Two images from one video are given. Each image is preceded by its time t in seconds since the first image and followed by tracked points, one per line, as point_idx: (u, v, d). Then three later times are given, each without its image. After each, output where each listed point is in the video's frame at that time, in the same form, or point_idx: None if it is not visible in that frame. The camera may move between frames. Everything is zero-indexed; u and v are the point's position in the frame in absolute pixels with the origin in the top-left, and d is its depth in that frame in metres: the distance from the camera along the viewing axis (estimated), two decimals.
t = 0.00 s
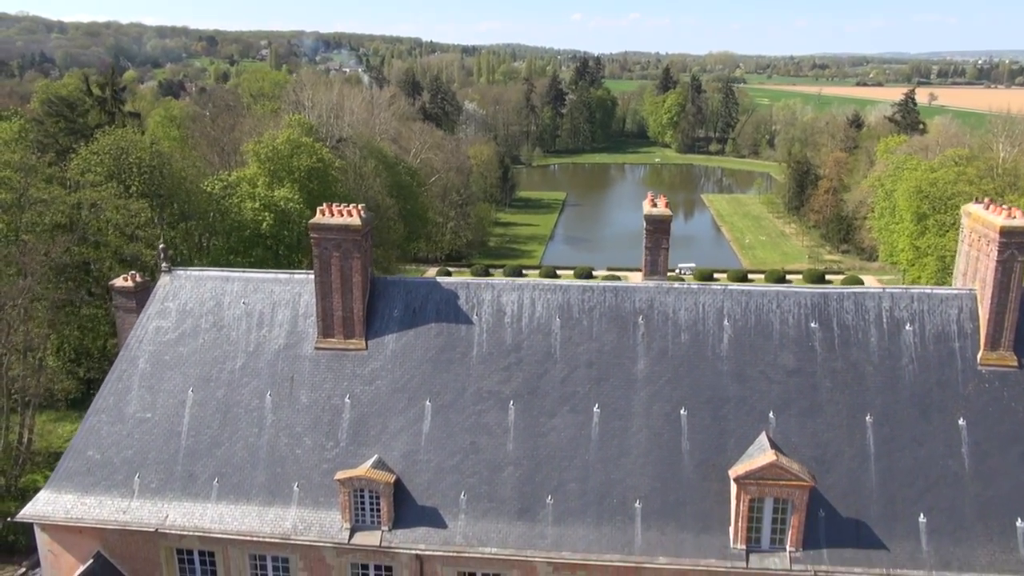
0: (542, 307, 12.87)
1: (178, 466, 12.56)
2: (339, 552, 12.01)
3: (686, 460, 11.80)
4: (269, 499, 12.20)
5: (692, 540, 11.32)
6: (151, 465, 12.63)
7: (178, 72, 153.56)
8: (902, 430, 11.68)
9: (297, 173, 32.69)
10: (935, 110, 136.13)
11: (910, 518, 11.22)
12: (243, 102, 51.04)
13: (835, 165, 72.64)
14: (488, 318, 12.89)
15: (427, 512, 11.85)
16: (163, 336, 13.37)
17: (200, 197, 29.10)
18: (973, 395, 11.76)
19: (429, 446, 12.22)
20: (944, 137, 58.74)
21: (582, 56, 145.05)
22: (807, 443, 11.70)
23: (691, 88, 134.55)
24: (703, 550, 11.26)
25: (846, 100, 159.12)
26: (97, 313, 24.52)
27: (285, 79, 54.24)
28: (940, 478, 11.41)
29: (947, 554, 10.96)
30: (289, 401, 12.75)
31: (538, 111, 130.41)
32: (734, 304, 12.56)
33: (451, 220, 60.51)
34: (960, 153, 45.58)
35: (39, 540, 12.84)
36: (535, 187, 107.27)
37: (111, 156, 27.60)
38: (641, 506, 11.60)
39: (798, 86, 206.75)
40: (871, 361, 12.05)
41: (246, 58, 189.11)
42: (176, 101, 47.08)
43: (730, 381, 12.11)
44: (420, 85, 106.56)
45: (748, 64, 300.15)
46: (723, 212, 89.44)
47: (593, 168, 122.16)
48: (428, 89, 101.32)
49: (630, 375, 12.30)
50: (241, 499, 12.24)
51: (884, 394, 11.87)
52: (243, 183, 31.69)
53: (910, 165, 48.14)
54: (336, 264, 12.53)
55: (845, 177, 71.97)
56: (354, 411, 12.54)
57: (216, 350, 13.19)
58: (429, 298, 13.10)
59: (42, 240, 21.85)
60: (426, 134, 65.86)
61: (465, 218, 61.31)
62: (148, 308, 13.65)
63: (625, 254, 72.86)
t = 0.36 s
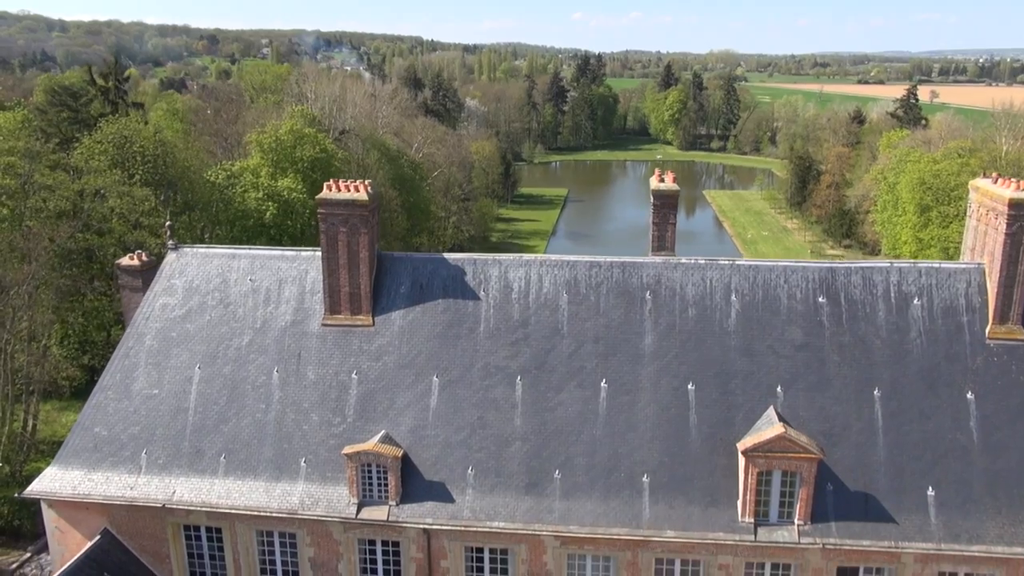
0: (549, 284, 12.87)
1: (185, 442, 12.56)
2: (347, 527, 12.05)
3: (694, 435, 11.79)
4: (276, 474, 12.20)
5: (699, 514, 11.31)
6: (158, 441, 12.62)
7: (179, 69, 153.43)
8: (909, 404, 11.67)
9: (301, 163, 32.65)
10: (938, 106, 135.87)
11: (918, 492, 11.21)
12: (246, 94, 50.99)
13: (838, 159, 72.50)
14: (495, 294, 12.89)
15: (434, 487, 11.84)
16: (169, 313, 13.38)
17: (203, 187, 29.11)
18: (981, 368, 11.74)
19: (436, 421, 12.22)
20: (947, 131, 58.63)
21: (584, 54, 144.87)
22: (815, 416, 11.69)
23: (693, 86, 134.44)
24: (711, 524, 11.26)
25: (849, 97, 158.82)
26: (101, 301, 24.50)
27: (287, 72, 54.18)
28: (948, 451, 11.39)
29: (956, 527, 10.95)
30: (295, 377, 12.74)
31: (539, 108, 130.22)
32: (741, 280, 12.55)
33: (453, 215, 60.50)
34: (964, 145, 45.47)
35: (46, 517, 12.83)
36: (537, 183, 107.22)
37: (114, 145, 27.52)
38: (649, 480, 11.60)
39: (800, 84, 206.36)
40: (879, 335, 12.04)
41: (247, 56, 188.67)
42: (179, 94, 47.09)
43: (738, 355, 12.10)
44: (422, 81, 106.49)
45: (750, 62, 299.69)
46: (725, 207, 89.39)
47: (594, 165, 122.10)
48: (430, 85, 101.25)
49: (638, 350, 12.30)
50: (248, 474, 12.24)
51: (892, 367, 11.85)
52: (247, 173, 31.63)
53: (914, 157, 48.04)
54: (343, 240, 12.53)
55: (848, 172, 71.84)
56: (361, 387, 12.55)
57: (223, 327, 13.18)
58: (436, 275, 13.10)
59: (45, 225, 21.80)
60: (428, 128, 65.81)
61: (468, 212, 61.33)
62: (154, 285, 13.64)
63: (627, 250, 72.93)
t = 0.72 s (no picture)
0: (555, 260, 12.87)
1: (191, 418, 12.54)
2: (354, 503, 12.06)
3: (701, 409, 11.77)
4: (283, 450, 12.18)
5: (707, 488, 11.30)
6: (164, 418, 12.60)
7: (179, 66, 153.24)
8: (917, 378, 11.65)
9: (303, 154, 32.55)
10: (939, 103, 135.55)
11: (926, 465, 11.20)
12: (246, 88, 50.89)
13: (839, 154, 72.42)
14: (501, 270, 12.90)
15: (441, 463, 11.82)
16: (175, 291, 13.40)
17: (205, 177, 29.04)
18: (989, 342, 11.73)
19: (443, 397, 12.21)
20: (949, 126, 58.55)
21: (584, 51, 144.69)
22: (822, 391, 11.68)
23: (693, 83, 134.31)
24: (719, 498, 11.23)
25: (850, 94, 158.51)
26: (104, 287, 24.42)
27: (288, 65, 54.07)
28: (956, 425, 11.37)
29: (964, 500, 10.93)
30: (302, 353, 12.74)
31: (539, 105, 130.04)
32: (748, 255, 12.54)
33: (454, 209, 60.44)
34: (966, 137, 45.46)
35: (52, 494, 12.81)
36: (538, 180, 107.14)
37: (117, 134, 27.40)
38: (656, 455, 11.57)
39: (801, 82, 205.90)
40: (886, 310, 12.03)
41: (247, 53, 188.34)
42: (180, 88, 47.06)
43: (745, 330, 12.09)
44: (422, 78, 106.38)
45: (750, 61, 299.27)
46: (726, 203, 89.36)
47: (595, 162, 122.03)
48: (431, 81, 101.14)
49: (645, 326, 12.29)
50: (254, 450, 12.22)
51: (899, 342, 11.84)
52: (249, 163, 31.53)
53: (916, 150, 48.01)
54: (349, 216, 12.54)
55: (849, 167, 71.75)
56: (367, 363, 12.54)
57: (229, 305, 13.19)
58: (442, 252, 13.12)
59: (48, 212, 21.66)
60: (429, 123, 65.70)
61: (469, 207, 61.24)
62: (160, 263, 13.64)
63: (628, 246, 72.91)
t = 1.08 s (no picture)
0: (562, 237, 12.91)
1: (198, 395, 12.53)
2: (360, 479, 12.04)
3: (707, 384, 11.75)
4: (289, 426, 12.15)
5: (715, 462, 11.27)
6: (170, 395, 12.59)
7: (178, 63, 152.74)
8: (924, 353, 11.65)
9: (305, 144, 32.51)
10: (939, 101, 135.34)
11: (934, 439, 11.17)
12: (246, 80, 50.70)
13: (840, 150, 72.31)
14: (508, 247, 12.93)
15: (448, 438, 11.79)
16: (182, 269, 13.42)
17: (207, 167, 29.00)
18: (996, 317, 11.73)
19: (450, 373, 12.19)
20: (950, 121, 58.45)
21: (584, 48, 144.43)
22: (829, 365, 11.66)
23: (694, 80, 134.12)
24: (726, 472, 11.20)
25: (850, 92, 158.18)
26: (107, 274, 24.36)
27: (289, 59, 53.91)
28: (964, 399, 11.36)
29: (972, 473, 10.92)
30: (308, 330, 12.74)
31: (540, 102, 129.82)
32: (755, 232, 12.59)
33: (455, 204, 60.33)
34: (967, 131, 45.44)
35: (57, 472, 12.78)
36: (538, 177, 106.96)
37: (118, 123, 27.33)
38: (663, 430, 11.54)
39: (800, 80, 205.44)
40: (893, 285, 12.05)
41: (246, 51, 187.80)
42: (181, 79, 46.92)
43: (751, 306, 12.10)
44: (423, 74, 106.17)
45: (750, 59, 298.73)
46: (726, 200, 89.29)
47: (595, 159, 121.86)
48: (431, 78, 100.93)
49: (652, 302, 12.31)
50: (260, 426, 12.19)
51: (906, 317, 11.85)
52: (251, 153, 31.47)
53: (917, 144, 47.94)
54: (356, 192, 12.56)
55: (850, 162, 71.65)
56: (374, 340, 12.54)
57: (236, 282, 13.21)
58: (448, 229, 13.17)
59: (51, 198, 21.70)
60: (429, 118, 65.51)
61: (470, 202, 61.09)
62: (166, 241, 13.66)
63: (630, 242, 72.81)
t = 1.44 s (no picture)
0: (568, 214, 12.91)
1: (204, 371, 12.50)
2: (367, 456, 12.02)
3: (715, 360, 11.74)
4: (295, 403, 12.13)
5: (722, 438, 11.24)
6: (176, 372, 12.56)
7: (177, 60, 152.16)
8: (932, 329, 11.63)
9: (307, 135, 32.39)
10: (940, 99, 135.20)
11: (942, 415, 11.15)
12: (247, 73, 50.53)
13: (841, 145, 72.18)
14: (515, 224, 12.93)
15: (455, 415, 11.77)
16: (188, 247, 13.41)
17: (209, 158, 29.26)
18: (1004, 293, 11.71)
19: (457, 350, 12.18)
20: (951, 116, 58.34)
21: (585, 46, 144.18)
22: (837, 341, 11.65)
23: (694, 78, 133.91)
24: (734, 447, 11.18)
25: (850, 90, 158.05)
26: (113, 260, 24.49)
27: (289, 51, 53.76)
28: (972, 375, 11.34)
29: (980, 448, 10.90)
30: (315, 308, 12.73)
31: (540, 99, 129.45)
32: (762, 209, 12.59)
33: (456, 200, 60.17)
34: (968, 125, 45.33)
35: (63, 450, 12.76)
36: (538, 174, 106.76)
37: (119, 113, 27.31)
38: (671, 406, 11.52)
39: (800, 79, 205.35)
40: (901, 261, 12.04)
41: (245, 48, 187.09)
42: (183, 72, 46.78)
43: (759, 282, 12.09)
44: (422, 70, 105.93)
45: (750, 59, 298.50)
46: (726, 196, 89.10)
47: (595, 156, 121.64)
48: (431, 75, 100.80)
49: (658, 278, 12.31)
50: (267, 403, 12.16)
51: (914, 293, 11.84)
52: (253, 144, 31.39)
53: (918, 138, 47.86)
54: (362, 169, 12.55)
55: (851, 158, 71.49)
56: (380, 318, 12.52)
57: (242, 260, 13.20)
58: (455, 207, 13.17)
59: (54, 183, 21.70)
60: (430, 112, 65.33)
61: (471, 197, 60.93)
62: (172, 220, 13.66)
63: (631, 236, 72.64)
